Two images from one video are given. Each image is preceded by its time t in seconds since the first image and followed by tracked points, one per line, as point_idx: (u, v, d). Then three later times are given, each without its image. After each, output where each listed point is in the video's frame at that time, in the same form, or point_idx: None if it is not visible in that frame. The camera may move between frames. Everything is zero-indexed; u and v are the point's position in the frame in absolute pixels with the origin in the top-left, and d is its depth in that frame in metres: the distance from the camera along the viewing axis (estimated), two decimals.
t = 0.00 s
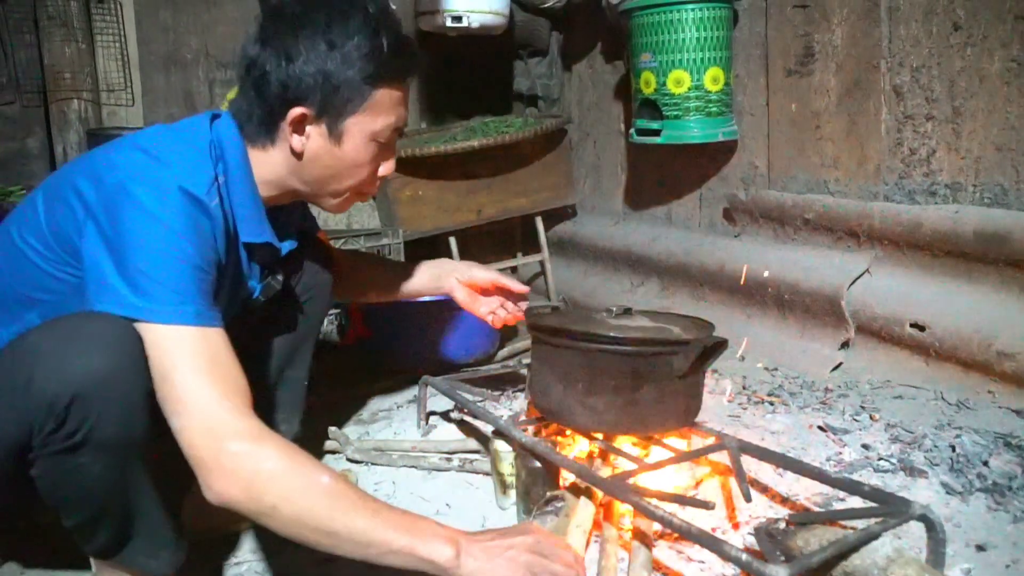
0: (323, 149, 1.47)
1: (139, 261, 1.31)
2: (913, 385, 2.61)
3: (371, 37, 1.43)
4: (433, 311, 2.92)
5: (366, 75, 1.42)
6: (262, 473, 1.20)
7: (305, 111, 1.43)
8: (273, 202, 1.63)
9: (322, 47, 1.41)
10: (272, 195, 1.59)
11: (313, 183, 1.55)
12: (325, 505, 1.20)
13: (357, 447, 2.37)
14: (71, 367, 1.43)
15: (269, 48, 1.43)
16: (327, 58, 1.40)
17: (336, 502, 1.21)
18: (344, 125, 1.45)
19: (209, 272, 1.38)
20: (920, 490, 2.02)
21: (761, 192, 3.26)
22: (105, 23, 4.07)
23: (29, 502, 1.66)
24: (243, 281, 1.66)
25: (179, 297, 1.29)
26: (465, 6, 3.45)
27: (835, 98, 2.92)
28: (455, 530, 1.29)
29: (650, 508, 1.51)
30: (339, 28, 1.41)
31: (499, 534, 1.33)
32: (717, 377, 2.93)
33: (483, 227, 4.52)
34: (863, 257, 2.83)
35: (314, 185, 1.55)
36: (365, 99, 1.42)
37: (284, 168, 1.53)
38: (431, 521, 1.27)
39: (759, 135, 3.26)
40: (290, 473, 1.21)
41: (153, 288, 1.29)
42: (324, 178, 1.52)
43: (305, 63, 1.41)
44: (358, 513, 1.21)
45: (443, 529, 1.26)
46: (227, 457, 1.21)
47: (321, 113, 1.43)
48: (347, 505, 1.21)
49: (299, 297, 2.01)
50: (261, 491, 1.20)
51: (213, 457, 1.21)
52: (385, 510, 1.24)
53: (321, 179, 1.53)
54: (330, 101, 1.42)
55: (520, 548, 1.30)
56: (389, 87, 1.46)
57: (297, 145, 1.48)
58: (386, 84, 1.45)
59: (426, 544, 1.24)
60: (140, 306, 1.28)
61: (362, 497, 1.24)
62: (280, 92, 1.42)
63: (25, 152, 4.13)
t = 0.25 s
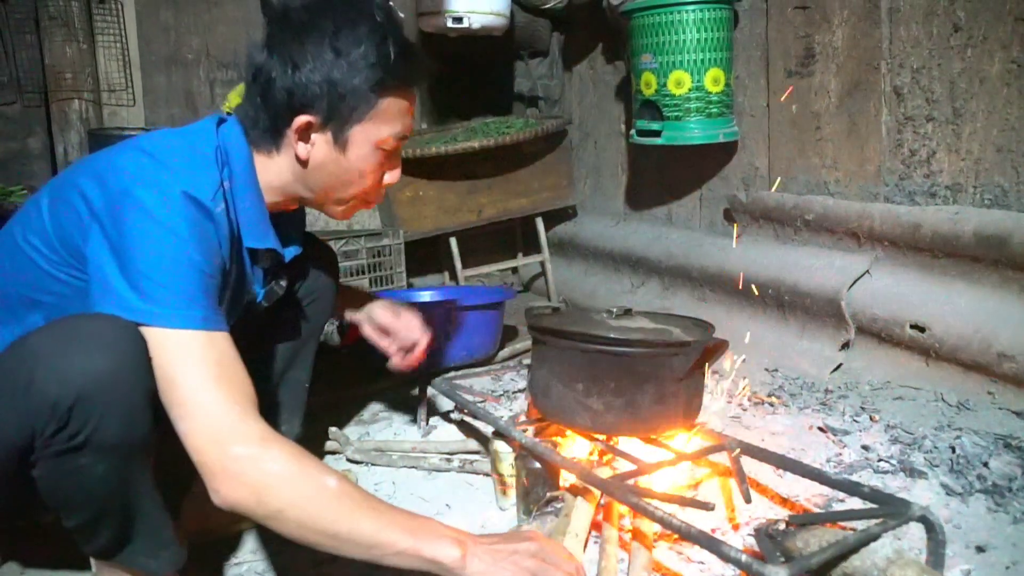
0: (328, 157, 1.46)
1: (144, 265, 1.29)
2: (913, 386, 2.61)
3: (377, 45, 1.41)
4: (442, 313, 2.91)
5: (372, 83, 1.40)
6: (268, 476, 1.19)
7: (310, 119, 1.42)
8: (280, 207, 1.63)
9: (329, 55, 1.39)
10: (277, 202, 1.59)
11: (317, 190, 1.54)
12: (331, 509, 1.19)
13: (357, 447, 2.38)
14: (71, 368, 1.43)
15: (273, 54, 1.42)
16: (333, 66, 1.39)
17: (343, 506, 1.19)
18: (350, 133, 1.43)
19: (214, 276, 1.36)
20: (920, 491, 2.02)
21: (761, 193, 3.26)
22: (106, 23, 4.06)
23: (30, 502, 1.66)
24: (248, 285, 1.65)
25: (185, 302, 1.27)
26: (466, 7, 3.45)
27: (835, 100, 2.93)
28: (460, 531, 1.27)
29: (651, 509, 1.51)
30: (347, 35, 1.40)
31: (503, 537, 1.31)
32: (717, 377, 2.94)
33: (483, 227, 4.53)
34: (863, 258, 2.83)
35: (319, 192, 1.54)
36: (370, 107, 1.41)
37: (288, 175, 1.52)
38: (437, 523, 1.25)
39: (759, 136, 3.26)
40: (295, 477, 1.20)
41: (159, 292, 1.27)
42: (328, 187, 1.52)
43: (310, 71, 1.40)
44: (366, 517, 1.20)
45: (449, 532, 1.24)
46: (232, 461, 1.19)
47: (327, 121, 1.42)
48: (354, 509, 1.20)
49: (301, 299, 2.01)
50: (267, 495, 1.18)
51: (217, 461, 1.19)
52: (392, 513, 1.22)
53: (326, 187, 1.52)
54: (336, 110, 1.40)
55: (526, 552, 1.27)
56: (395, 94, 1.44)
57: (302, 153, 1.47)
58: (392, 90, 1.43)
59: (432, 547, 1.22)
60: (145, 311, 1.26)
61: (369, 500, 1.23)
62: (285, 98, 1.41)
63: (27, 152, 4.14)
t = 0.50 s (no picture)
0: (330, 158, 1.46)
1: (153, 262, 1.28)
2: (914, 387, 2.61)
3: (378, 47, 1.41)
4: (449, 313, 2.93)
5: (372, 85, 1.40)
6: (269, 473, 1.20)
7: (310, 119, 1.42)
8: (285, 210, 1.62)
9: (329, 57, 1.39)
10: (279, 203, 1.58)
11: (319, 192, 1.53)
12: (331, 506, 1.20)
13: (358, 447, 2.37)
14: (82, 368, 1.43)
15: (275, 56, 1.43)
16: (333, 68, 1.39)
17: (344, 503, 1.20)
18: (351, 134, 1.43)
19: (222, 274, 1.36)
20: (921, 491, 2.02)
21: (762, 193, 3.26)
22: (107, 24, 4.06)
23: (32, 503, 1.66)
24: (254, 289, 1.64)
25: (194, 298, 1.27)
26: (466, 8, 3.45)
27: (836, 100, 2.93)
28: (461, 526, 1.28)
29: (653, 509, 1.51)
30: (346, 37, 1.40)
31: (508, 533, 1.32)
32: (718, 378, 2.93)
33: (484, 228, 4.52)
34: (865, 258, 2.83)
35: (321, 194, 1.53)
36: (371, 108, 1.41)
37: (290, 177, 1.52)
38: (438, 518, 1.27)
39: (760, 136, 3.26)
40: (297, 474, 1.21)
41: (168, 289, 1.27)
42: (330, 189, 1.51)
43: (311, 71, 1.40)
44: (366, 514, 1.21)
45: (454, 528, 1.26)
46: (235, 456, 1.20)
47: (328, 121, 1.42)
48: (354, 506, 1.20)
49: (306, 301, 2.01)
50: (268, 492, 1.19)
51: (220, 456, 1.20)
52: (394, 510, 1.23)
53: (327, 189, 1.52)
54: (336, 111, 1.40)
55: (528, 547, 1.29)
56: (396, 97, 1.44)
57: (303, 153, 1.47)
58: (394, 93, 1.43)
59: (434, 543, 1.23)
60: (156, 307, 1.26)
61: (370, 497, 1.24)
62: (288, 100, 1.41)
63: (28, 153, 4.15)
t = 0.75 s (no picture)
0: (331, 152, 1.44)
1: (172, 261, 1.28)
2: (915, 386, 2.60)
3: (380, 41, 1.41)
4: (452, 309, 2.93)
5: (373, 78, 1.39)
6: (307, 465, 1.21)
7: (312, 112, 1.41)
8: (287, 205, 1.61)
9: (330, 50, 1.39)
10: (284, 198, 1.56)
11: (322, 187, 1.50)
12: (370, 496, 1.20)
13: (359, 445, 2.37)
14: (87, 367, 1.43)
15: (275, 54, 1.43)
16: (333, 61, 1.39)
17: (382, 493, 1.20)
18: (352, 127, 1.41)
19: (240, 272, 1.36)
20: (922, 490, 2.02)
21: (762, 192, 3.26)
22: (107, 23, 4.07)
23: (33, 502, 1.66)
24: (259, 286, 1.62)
25: (213, 297, 1.27)
26: (466, 6, 3.45)
27: (837, 98, 2.92)
28: (502, 526, 1.27)
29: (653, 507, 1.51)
30: (347, 31, 1.40)
31: (552, 535, 1.29)
32: (719, 377, 2.93)
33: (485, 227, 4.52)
34: (865, 257, 2.82)
35: (325, 189, 1.50)
36: (372, 102, 1.39)
37: (293, 171, 1.50)
38: (477, 517, 1.25)
39: (760, 135, 3.26)
40: (333, 465, 1.22)
41: (188, 289, 1.27)
42: (333, 184, 1.49)
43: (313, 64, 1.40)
44: (404, 503, 1.21)
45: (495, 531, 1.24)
46: (271, 449, 1.22)
47: (329, 114, 1.41)
48: (392, 496, 1.21)
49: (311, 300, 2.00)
50: (306, 484, 1.21)
51: (255, 450, 1.22)
52: (431, 503, 1.23)
53: (328, 184, 1.49)
54: (336, 105, 1.39)
55: (569, 553, 1.25)
56: (398, 90, 1.42)
57: (304, 147, 1.45)
58: (395, 86, 1.41)
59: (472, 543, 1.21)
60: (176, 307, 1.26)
61: (407, 487, 1.24)
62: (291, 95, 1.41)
63: (29, 152, 4.16)
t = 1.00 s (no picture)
0: (345, 160, 1.43)
1: (196, 266, 1.28)
2: (916, 384, 2.60)
3: (396, 49, 1.39)
4: (452, 309, 2.93)
5: (390, 86, 1.37)
6: (359, 462, 1.22)
7: (328, 120, 1.39)
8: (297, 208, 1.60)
9: (346, 58, 1.37)
10: (293, 202, 1.54)
11: (333, 192, 1.49)
12: (427, 487, 1.22)
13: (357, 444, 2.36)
14: (93, 369, 1.43)
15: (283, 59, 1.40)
16: (350, 69, 1.37)
17: (437, 484, 1.22)
18: (367, 137, 1.40)
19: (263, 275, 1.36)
20: (922, 489, 2.02)
21: (763, 190, 3.26)
22: (108, 22, 4.07)
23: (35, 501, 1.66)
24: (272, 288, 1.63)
25: (238, 302, 1.27)
26: (467, 4, 3.44)
27: (838, 96, 2.92)
28: (553, 524, 1.28)
29: (652, 505, 1.51)
30: (363, 38, 1.38)
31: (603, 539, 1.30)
32: (718, 375, 2.93)
33: (485, 225, 4.52)
34: (866, 255, 2.82)
35: (335, 194, 1.49)
36: (387, 111, 1.37)
37: (304, 176, 1.47)
38: (528, 514, 1.26)
39: (761, 133, 3.26)
40: (388, 459, 1.23)
41: (213, 294, 1.27)
42: (345, 190, 1.48)
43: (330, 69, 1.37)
44: (460, 494, 1.23)
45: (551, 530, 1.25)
46: (325, 448, 1.22)
47: (344, 123, 1.39)
48: (448, 486, 1.23)
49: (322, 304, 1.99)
50: (363, 479, 1.22)
51: (308, 450, 1.23)
52: (483, 498, 1.25)
53: (342, 191, 1.48)
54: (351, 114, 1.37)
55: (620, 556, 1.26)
56: (414, 100, 1.41)
57: (319, 155, 1.43)
58: (411, 95, 1.40)
59: (525, 540, 1.22)
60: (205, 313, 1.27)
61: (458, 479, 1.26)
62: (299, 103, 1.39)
63: (30, 151, 4.16)
